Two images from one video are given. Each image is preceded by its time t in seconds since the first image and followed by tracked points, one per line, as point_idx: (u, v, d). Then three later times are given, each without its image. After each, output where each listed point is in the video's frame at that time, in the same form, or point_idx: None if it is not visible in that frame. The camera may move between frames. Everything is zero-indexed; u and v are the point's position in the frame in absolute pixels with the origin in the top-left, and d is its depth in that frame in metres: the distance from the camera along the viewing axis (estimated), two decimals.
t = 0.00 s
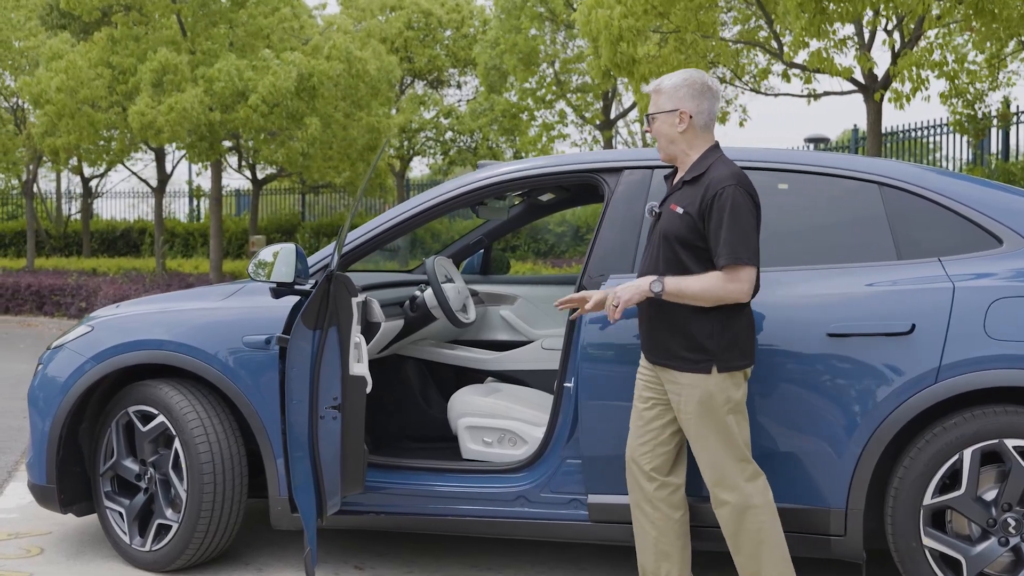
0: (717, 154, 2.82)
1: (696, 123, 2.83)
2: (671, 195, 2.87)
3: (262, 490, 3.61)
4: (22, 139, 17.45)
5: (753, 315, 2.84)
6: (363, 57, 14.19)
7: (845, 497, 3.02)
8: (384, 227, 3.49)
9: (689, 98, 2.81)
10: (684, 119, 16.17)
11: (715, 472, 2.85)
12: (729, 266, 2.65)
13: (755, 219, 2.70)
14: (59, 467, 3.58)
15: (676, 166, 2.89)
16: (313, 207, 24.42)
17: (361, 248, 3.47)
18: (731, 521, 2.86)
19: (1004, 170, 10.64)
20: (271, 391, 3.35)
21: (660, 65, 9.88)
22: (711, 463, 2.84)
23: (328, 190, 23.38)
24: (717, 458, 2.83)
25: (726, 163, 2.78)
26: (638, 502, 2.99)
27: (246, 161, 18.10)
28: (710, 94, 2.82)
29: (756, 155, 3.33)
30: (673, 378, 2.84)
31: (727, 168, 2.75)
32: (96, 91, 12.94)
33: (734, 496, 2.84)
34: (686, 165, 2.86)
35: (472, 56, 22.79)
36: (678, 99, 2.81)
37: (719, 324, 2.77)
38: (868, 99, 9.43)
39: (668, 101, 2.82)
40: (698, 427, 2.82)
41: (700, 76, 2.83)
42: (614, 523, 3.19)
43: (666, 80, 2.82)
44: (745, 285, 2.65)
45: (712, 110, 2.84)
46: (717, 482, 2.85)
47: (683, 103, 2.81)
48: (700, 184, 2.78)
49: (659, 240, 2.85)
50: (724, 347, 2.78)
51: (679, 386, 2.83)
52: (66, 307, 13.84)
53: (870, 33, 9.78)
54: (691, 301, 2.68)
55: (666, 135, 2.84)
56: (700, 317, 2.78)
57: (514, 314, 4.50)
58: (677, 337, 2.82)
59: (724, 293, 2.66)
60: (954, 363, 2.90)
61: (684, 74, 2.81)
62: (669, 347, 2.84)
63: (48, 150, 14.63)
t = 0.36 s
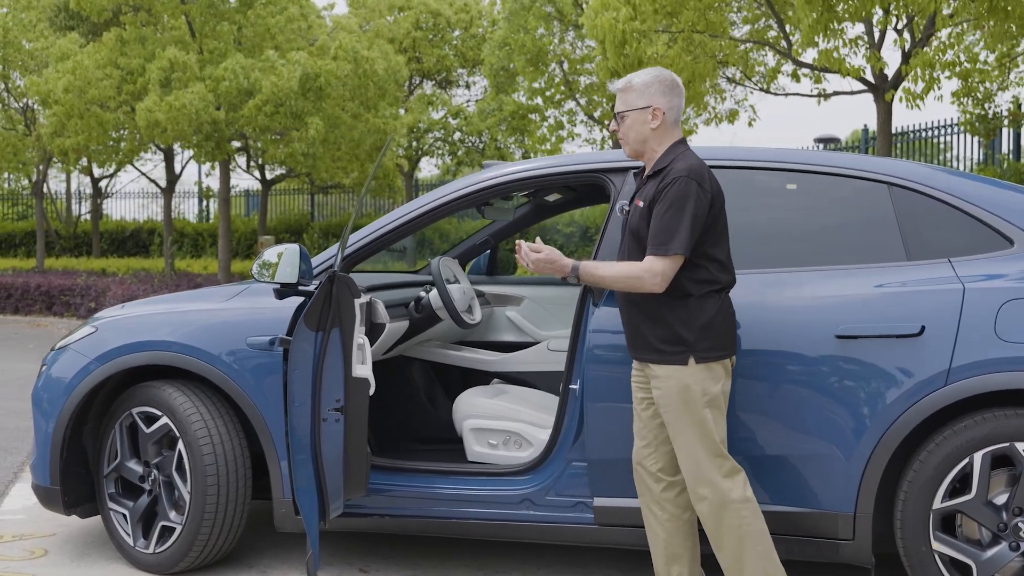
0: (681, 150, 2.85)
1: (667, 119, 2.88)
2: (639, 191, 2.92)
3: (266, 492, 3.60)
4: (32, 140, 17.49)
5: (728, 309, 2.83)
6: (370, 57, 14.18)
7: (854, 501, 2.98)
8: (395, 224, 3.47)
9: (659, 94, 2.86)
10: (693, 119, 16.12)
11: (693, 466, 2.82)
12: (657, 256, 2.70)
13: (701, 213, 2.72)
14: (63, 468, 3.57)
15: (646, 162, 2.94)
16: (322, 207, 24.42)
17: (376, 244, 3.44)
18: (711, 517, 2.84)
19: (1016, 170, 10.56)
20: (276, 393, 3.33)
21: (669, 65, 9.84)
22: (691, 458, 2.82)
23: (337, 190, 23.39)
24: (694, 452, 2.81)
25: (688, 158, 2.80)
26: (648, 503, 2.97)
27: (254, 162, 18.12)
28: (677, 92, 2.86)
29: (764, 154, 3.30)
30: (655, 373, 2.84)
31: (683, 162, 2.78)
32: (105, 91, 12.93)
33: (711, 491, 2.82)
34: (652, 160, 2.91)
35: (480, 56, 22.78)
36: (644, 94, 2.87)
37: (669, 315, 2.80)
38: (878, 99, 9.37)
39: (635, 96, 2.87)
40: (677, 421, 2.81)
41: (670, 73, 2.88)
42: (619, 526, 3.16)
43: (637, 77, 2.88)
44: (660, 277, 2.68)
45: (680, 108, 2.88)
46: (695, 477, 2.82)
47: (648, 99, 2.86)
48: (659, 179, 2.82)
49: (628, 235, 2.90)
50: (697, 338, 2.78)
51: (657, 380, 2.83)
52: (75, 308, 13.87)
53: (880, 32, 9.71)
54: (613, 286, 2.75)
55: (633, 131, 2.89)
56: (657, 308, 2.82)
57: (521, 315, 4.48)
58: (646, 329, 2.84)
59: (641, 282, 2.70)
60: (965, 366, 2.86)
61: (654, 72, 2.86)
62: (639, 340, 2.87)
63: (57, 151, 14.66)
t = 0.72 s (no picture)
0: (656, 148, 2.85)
1: (638, 121, 2.88)
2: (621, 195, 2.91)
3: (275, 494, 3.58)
4: (45, 141, 17.58)
5: (718, 303, 2.83)
6: (380, 56, 14.19)
7: (867, 505, 2.94)
8: (406, 223, 3.44)
9: (627, 98, 2.86)
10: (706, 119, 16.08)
11: (649, 465, 2.86)
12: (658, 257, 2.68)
13: (688, 208, 2.72)
14: (71, 470, 3.56)
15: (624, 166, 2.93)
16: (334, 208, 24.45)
17: (387, 243, 3.43)
18: (654, 516, 2.88)
19: None
20: (285, 395, 3.31)
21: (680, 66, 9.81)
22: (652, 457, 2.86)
23: (349, 191, 23.44)
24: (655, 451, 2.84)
25: (664, 155, 2.81)
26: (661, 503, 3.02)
27: (265, 163, 18.16)
28: (643, 92, 2.87)
29: (776, 154, 3.26)
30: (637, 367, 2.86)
31: (659, 162, 2.78)
32: (116, 92, 12.96)
33: (658, 492, 2.85)
34: (632, 162, 2.90)
35: (492, 57, 22.77)
36: (613, 100, 2.86)
37: (664, 316, 2.80)
38: (892, 98, 9.32)
39: (604, 102, 2.87)
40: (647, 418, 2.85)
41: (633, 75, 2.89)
42: (629, 530, 3.13)
43: (599, 86, 2.88)
44: (667, 273, 2.67)
45: (650, 107, 2.89)
46: (650, 475, 2.87)
47: (617, 103, 2.86)
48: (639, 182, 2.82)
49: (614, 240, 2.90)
50: (679, 337, 2.79)
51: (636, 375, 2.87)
52: (88, 308, 13.92)
53: (893, 31, 9.65)
54: (619, 293, 2.71)
55: (606, 138, 2.89)
56: (654, 309, 2.80)
57: (532, 316, 4.45)
58: (635, 329, 2.85)
59: (648, 282, 2.67)
60: (981, 368, 2.81)
61: (616, 78, 2.86)
62: (630, 341, 2.87)
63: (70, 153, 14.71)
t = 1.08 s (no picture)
0: (622, 154, 2.83)
1: (607, 123, 2.86)
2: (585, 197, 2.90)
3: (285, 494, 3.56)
4: (61, 141, 17.65)
5: (675, 314, 2.81)
6: (393, 54, 14.15)
7: (883, 509, 2.90)
8: (417, 221, 3.40)
9: (596, 99, 2.84)
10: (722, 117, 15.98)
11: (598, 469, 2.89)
12: (618, 272, 2.68)
13: (645, 221, 2.70)
14: (80, 470, 3.56)
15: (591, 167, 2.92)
16: (349, 206, 24.47)
17: (400, 239, 3.39)
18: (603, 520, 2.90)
19: None
20: (293, 394, 3.29)
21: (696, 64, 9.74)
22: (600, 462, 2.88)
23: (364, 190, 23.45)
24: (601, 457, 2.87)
25: (627, 163, 2.79)
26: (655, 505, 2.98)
27: (280, 161, 18.18)
28: (614, 93, 2.84)
29: (790, 152, 3.21)
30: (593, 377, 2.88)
31: (618, 171, 2.76)
32: (131, 91, 12.99)
33: (604, 496, 2.88)
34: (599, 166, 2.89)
35: (506, 55, 22.74)
36: (582, 102, 2.85)
37: (614, 325, 2.80)
38: (909, 95, 9.22)
39: (573, 104, 2.86)
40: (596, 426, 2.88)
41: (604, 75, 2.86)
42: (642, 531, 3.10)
43: (571, 84, 2.86)
44: (638, 289, 2.66)
45: (620, 109, 2.86)
46: (598, 481, 2.90)
47: (585, 104, 2.84)
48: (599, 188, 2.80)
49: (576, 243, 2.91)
50: (624, 347, 2.80)
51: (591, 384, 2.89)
52: (104, 307, 13.97)
53: (910, 27, 9.54)
54: (592, 312, 2.72)
55: (575, 137, 2.88)
56: (603, 321, 2.81)
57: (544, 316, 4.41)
58: (585, 337, 2.88)
59: (618, 300, 2.67)
60: (999, 369, 2.76)
61: (587, 76, 2.83)
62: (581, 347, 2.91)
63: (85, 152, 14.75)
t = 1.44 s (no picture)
0: (582, 151, 2.86)
1: (567, 124, 2.91)
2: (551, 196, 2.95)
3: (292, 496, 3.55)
4: (79, 141, 17.74)
5: (627, 312, 2.81)
6: (406, 55, 14.13)
7: (897, 513, 2.84)
8: (429, 220, 3.38)
9: (554, 101, 2.90)
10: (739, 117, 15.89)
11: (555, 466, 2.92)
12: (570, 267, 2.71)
13: (595, 212, 2.73)
14: (88, 471, 3.55)
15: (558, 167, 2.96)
16: (365, 206, 24.49)
17: (413, 235, 3.36)
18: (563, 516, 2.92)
19: None
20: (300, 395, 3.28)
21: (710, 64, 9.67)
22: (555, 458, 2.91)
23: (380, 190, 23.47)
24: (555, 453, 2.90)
25: (584, 158, 2.82)
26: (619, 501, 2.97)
27: (295, 161, 18.21)
28: (574, 92, 2.89)
29: (803, 151, 3.16)
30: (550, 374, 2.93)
31: (574, 167, 2.80)
32: (147, 91, 13.03)
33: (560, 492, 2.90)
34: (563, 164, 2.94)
35: (522, 54, 22.74)
36: (542, 104, 2.92)
37: (566, 321, 2.84)
38: (927, 94, 9.13)
39: (535, 106, 2.93)
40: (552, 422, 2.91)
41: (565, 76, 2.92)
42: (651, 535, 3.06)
43: (532, 91, 2.93)
44: (589, 282, 2.68)
45: (581, 108, 2.90)
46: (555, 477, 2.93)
47: (545, 105, 2.91)
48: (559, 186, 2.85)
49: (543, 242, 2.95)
50: (573, 343, 2.83)
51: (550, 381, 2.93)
52: (121, 307, 14.03)
53: (927, 25, 9.45)
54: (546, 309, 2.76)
55: (540, 141, 2.94)
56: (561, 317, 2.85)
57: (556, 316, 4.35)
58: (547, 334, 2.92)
59: (569, 293, 2.70)
60: (1015, 371, 2.70)
61: (545, 81, 2.90)
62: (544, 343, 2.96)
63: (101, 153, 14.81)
